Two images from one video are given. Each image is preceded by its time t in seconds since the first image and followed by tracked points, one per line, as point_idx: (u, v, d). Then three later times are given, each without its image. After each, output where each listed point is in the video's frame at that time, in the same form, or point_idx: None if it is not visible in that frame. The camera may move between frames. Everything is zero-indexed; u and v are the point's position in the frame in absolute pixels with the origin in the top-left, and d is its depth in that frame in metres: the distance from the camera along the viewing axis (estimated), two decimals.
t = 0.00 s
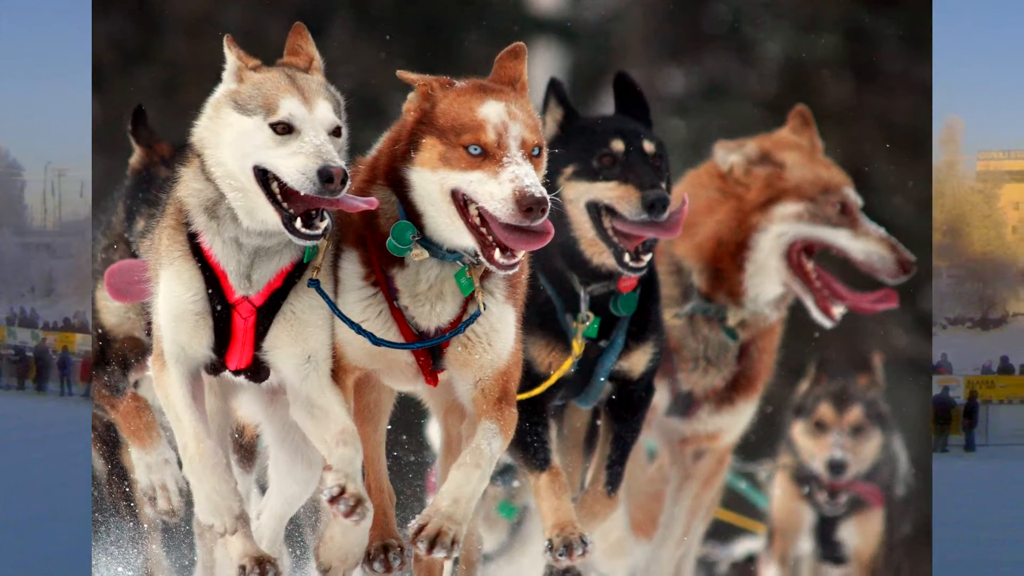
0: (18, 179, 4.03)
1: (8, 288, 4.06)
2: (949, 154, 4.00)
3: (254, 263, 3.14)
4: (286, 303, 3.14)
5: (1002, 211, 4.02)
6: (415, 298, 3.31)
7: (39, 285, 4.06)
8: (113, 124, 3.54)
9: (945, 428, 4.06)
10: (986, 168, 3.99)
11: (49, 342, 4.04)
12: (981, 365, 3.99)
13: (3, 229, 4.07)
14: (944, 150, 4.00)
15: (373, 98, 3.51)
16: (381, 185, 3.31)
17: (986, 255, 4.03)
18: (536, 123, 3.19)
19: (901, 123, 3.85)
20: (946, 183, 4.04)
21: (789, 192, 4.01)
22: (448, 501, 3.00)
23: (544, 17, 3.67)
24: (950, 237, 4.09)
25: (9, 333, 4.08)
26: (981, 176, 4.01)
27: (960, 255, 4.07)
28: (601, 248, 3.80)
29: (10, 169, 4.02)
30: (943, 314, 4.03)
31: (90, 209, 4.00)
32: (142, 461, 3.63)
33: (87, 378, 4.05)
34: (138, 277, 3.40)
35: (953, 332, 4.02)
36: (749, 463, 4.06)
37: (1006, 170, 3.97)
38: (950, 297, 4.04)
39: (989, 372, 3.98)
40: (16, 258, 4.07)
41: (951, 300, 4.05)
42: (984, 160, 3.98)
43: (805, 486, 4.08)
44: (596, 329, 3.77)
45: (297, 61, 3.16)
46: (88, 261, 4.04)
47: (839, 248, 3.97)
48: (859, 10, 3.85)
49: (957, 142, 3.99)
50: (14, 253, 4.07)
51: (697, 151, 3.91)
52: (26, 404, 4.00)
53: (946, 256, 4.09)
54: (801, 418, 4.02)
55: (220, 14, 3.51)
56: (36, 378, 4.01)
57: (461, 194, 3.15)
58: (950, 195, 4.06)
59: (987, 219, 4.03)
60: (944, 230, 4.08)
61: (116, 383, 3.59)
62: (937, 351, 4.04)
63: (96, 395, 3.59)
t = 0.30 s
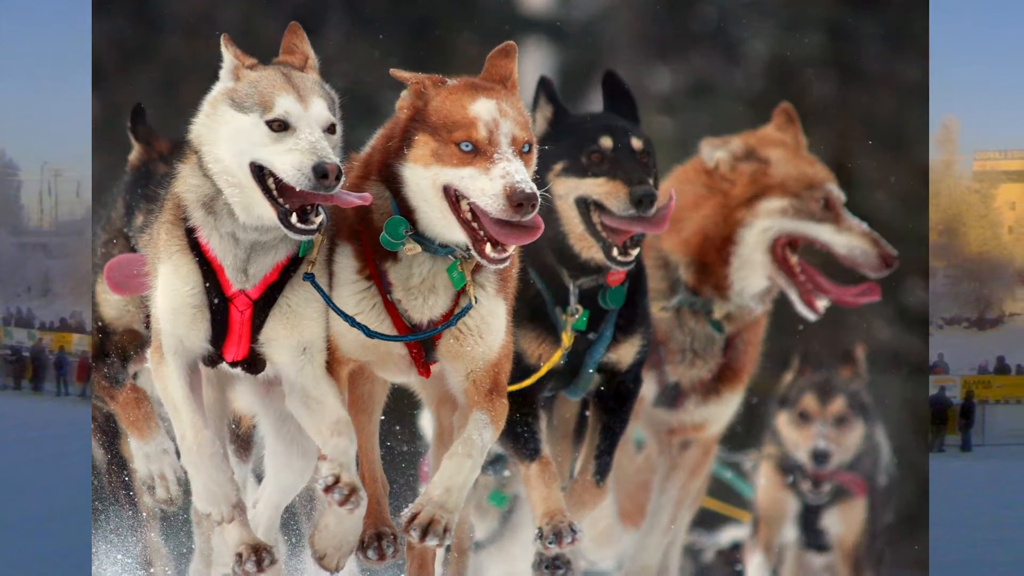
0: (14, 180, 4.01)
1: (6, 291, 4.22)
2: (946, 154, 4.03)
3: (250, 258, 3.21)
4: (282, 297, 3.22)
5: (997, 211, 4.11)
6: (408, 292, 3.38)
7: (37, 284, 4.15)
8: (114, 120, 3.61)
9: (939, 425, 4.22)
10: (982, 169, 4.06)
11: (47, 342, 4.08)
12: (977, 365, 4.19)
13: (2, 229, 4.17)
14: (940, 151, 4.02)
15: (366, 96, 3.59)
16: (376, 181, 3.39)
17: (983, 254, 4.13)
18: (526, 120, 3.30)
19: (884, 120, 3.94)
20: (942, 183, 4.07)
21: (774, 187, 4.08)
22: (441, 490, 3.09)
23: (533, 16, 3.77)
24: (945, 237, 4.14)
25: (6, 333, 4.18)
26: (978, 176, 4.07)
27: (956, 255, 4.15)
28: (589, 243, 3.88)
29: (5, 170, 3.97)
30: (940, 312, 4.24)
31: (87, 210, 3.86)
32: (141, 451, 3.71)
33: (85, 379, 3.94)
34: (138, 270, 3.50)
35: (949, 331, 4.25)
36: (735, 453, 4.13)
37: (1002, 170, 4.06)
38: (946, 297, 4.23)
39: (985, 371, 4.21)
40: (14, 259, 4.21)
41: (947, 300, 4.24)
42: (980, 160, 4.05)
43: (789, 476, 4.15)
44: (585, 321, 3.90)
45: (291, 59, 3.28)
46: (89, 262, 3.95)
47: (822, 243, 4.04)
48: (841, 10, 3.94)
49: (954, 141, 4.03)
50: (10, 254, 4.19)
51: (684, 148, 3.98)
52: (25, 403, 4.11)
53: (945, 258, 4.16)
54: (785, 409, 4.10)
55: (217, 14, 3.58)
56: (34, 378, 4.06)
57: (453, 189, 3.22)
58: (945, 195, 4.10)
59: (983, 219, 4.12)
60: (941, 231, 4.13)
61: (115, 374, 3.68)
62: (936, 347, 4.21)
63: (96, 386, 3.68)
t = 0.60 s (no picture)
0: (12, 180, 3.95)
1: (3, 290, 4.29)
2: (943, 155, 4.03)
3: (250, 257, 3.25)
4: (281, 297, 3.32)
5: (993, 209, 4.12)
6: (407, 292, 3.39)
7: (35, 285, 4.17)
8: (114, 120, 3.61)
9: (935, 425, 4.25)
10: (978, 168, 4.05)
11: (43, 342, 4.04)
12: (973, 365, 4.28)
13: None
14: (939, 152, 4.01)
15: (365, 97, 3.56)
16: (376, 181, 3.41)
17: (980, 255, 4.13)
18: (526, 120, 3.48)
19: (883, 121, 3.96)
20: (938, 182, 4.04)
21: (774, 187, 4.02)
22: (443, 492, 3.24)
23: (533, 16, 3.76)
24: (942, 237, 4.09)
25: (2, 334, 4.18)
26: (974, 177, 4.06)
27: (952, 255, 4.11)
28: (590, 243, 3.86)
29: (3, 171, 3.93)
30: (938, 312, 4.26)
31: (83, 210, 3.72)
32: (141, 451, 3.71)
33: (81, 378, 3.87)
34: (140, 269, 3.55)
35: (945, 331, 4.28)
36: (735, 453, 4.12)
37: (998, 170, 4.07)
38: (943, 298, 4.22)
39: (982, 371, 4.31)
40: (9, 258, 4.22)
41: (945, 300, 4.23)
42: (976, 161, 4.05)
43: (789, 476, 4.14)
44: (585, 321, 3.93)
45: (292, 59, 3.50)
46: (90, 264, 3.78)
47: (822, 243, 4.01)
48: (842, 10, 3.95)
49: (950, 141, 4.03)
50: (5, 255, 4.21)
51: (684, 148, 3.92)
52: (22, 403, 4.16)
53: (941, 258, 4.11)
54: (785, 409, 4.08)
55: (217, 14, 3.58)
56: (29, 379, 4.11)
57: (453, 189, 3.27)
58: (942, 195, 4.06)
59: (979, 219, 4.11)
60: (937, 231, 4.09)
61: (115, 373, 3.68)
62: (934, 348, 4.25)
63: (96, 386, 3.68)
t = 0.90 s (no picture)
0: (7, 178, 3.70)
1: None
2: (940, 154, 3.97)
3: (250, 257, 3.59)
4: (281, 297, 3.64)
5: (989, 211, 4.00)
6: (407, 292, 3.66)
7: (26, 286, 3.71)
8: (114, 119, 3.61)
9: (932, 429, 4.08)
10: (975, 168, 3.97)
11: (39, 342, 3.71)
12: (970, 365, 4.01)
13: None
14: (935, 151, 3.97)
15: (365, 97, 3.59)
16: (376, 182, 3.56)
17: (976, 254, 4.00)
18: (525, 118, 3.67)
19: (882, 121, 3.97)
20: (933, 182, 3.98)
21: (773, 187, 3.97)
22: (442, 490, 3.82)
23: (533, 16, 3.75)
24: (939, 237, 4.00)
25: None
26: (970, 176, 3.97)
27: (948, 258, 4.00)
28: (590, 243, 3.76)
29: None
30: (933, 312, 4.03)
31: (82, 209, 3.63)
32: (141, 450, 3.74)
33: (77, 380, 3.70)
34: (141, 269, 3.62)
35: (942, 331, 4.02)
36: (735, 453, 4.11)
37: (995, 170, 3.96)
38: (940, 298, 4.01)
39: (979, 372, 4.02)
40: None
41: (942, 299, 4.02)
42: (972, 160, 3.96)
43: (789, 475, 4.14)
44: (585, 321, 3.87)
45: (291, 59, 3.55)
46: (93, 265, 3.65)
47: (822, 243, 3.99)
48: (841, 10, 3.95)
49: (946, 141, 3.97)
50: None
51: (684, 148, 3.88)
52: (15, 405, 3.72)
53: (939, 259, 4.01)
54: (785, 409, 4.08)
55: (217, 13, 3.58)
56: (26, 378, 3.72)
57: (452, 190, 3.53)
58: (938, 195, 3.99)
59: (976, 218, 3.99)
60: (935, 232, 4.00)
61: (115, 373, 3.69)
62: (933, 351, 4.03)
63: (96, 386, 3.69)
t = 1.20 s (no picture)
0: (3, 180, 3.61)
1: None
2: (936, 154, 3.93)
3: (249, 257, 3.60)
4: (281, 297, 3.66)
5: (987, 211, 3.96)
6: (408, 292, 3.67)
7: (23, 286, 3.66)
8: (113, 119, 3.61)
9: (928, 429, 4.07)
10: (972, 169, 3.91)
11: (35, 342, 3.68)
12: (966, 365, 3.99)
13: None
14: (931, 151, 3.94)
15: (365, 96, 3.57)
16: (376, 182, 3.57)
17: (972, 254, 3.98)
18: (524, 119, 3.67)
19: (883, 121, 3.96)
20: (929, 183, 3.94)
21: (775, 187, 3.99)
22: (442, 491, 3.84)
23: (533, 16, 3.74)
24: (935, 238, 3.96)
25: None
26: (967, 176, 3.93)
27: (946, 258, 3.98)
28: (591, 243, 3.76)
29: None
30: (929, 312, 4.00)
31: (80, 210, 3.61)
32: (141, 450, 3.77)
33: (74, 379, 3.73)
34: (140, 269, 3.65)
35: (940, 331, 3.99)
36: (735, 453, 4.11)
37: (992, 170, 3.91)
38: (936, 299, 3.98)
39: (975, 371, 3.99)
40: None
41: (938, 300, 3.99)
42: (969, 160, 3.90)
43: (789, 476, 4.14)
44: (585, 321, 3.85)
45: (291, 59, 3.56)
46: (93, 266, 3.65)
47: (822, 243, 3.99)
48: (841, 10, 3.95)
49: (942, 140, 3.93)
50: None
51: (684, 148, 3.87)
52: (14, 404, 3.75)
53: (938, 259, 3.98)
54: (785, 410, 4.08)
55: (217, 13, 3.58)
56: (23, 378, 3.73)
57: (452, 189, 3.56)
58: (934, 196, 3.95)
59: (972, 219, 3.95)
60: (930, 232, 3.96)
61: (115, 373, 3.72)
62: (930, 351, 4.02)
63: (95, 386, 3.73)
